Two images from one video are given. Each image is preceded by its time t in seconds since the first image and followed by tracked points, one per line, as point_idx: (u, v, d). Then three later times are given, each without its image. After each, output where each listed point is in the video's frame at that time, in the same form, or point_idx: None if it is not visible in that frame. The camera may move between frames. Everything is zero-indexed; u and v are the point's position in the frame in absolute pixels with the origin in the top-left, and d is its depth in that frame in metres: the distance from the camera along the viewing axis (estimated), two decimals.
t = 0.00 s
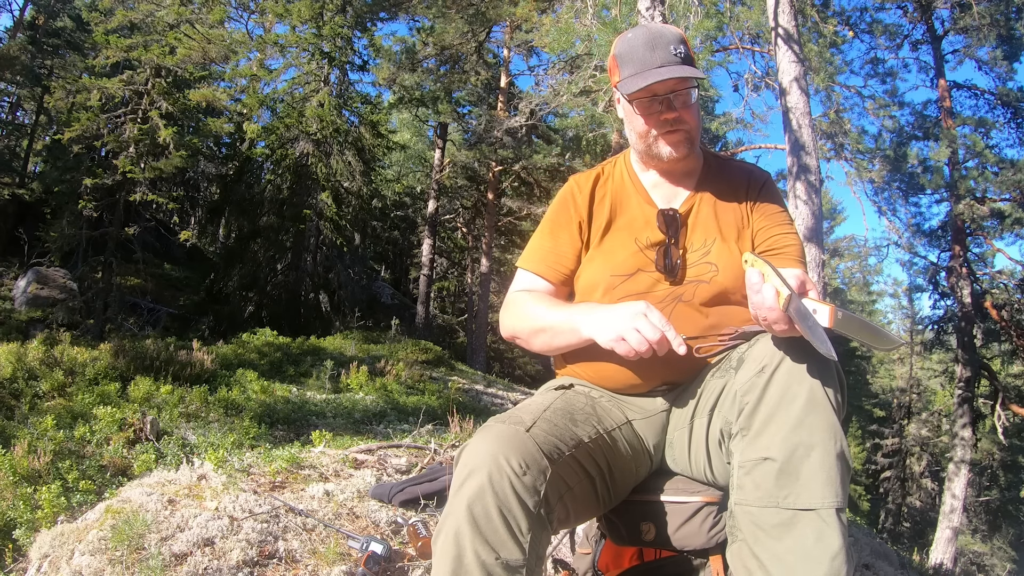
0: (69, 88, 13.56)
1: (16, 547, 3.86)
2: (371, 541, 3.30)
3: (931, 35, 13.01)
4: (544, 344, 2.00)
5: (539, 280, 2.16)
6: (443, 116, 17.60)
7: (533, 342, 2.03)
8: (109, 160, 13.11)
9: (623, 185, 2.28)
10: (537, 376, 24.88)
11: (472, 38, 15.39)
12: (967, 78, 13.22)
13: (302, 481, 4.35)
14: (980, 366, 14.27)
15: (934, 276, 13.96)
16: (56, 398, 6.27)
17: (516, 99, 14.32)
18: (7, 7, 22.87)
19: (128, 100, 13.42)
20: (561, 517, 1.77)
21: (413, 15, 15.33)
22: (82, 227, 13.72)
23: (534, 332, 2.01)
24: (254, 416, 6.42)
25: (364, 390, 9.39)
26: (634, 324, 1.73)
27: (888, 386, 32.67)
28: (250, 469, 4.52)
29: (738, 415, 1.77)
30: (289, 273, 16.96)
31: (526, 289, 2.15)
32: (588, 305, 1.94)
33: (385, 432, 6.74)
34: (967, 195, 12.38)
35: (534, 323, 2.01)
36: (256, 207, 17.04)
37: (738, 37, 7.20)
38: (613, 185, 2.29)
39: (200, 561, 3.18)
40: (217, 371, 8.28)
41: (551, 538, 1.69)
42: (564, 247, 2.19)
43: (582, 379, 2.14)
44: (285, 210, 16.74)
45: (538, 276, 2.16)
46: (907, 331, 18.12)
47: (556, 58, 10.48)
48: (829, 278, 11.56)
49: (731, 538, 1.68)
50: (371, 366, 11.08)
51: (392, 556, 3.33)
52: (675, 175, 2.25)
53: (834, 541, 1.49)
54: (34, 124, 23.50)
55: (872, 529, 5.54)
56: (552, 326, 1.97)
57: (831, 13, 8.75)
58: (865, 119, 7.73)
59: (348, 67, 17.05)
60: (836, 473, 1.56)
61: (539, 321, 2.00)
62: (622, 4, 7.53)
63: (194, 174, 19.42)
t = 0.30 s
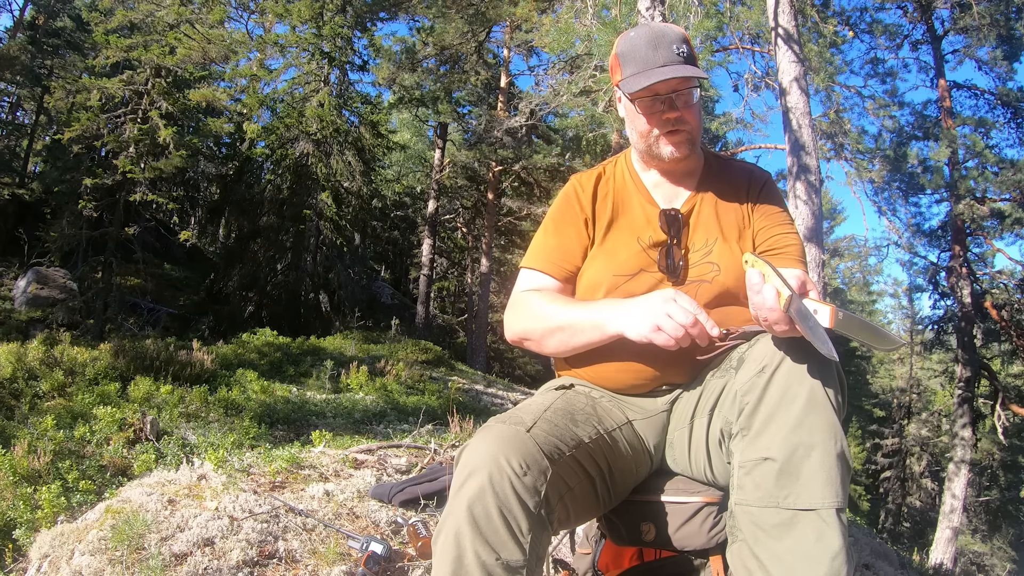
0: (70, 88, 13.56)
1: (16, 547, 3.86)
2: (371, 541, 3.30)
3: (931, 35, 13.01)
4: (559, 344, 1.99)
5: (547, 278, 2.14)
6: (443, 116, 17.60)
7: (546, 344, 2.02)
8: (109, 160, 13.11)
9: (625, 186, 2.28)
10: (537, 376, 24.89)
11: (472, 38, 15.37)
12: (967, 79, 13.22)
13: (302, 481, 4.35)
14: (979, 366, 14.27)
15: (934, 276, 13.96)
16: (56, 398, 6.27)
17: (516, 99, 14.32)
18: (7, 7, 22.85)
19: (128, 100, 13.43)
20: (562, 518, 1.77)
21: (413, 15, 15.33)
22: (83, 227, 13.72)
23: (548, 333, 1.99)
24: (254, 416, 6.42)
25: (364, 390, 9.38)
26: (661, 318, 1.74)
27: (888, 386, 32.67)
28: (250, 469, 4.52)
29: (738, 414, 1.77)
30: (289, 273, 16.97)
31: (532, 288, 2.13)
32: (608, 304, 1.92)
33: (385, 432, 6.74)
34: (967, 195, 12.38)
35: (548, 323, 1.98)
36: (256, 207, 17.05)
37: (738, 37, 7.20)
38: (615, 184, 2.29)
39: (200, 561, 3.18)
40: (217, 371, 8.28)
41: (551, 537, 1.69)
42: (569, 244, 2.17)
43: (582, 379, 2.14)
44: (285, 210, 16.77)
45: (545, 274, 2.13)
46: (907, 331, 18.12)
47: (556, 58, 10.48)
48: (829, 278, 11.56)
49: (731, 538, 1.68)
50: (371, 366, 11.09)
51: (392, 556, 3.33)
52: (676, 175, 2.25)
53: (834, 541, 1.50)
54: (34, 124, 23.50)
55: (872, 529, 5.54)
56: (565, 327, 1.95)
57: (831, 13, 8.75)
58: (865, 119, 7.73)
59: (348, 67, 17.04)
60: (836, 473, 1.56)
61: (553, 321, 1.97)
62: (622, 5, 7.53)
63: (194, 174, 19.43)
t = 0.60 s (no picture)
0: (69, 88, 13.54)
1: (16, 547, 3.86)
2: (371, 541, 3.30)
3: (931, 35, 13.01)
4: (578, 354, 1.95)
5: (555, 278, 2.10)
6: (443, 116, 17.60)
7: (561, 351, 1.98)
8: (109, 160, 13.12)
9: (625, 185, 2.28)
10: (537, 376, 24.87)
11: (472, 38, 15.36)
12: (967, 79, 13.22)
13: (302, 481, 4.35)
14: (979, 366, 14.27)
15: (934, 276, 13.96)
16: (56, 398, 6.27)
17: (516, 99, 14.31)
18: (7, 7, 22.85)
19: (128, 100, 13.42)
20: (562, 518, 1.77)
21: (413, 15, 15.32)
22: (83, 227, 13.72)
23: (566, 341, 1.95)
24: (254, 416, 6.41)
25: (364, 390, 9.38)
26: (688, 339, 1.71)
27: (888, 386, 32.66)
28: (250, 469, 4.52)
29: (737, 414, 1.77)
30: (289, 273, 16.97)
31: (541, 290, 2.09)
32: (631, 315, 1.89)
33: (385, 432, 6.74)
34: (967, 195, 12.38)
35: (566, 332, 1.94)
36: (256, 207, 17.06)
37: (738, 37, 7.20)
38: (616, 183, 2.28)
39: (200, 561, 3.18)
40: (217, 371, 8.28)
41: (551, 537, 1.69)
42: (573, 241, 2.14)
43: (583, 379, 2.14)
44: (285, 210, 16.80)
45: (554, 273, 2.09)
46: (907, 331, 18.12)
47: (556, 58, 10.48)
48: (830, 278, 11.55)
49: (730, 538, 1.68)
50: (371, 366, 11.09)
51: (392, 556, 3.33)
52: (676, 175, 2.25)
53: (833, 540, 1.49)
54: (34, 124, 23.52)
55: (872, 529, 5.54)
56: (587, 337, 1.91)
57: (830, 13, 8.75)
58: (865, 119, 7.73)
59: (348, 67, 17.04)
60: (835, 473, 1.56)
61: (573, 331, 1.93)
62: (622, 4, 7.52)
63: (194, 174, 19.44)
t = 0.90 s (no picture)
0: (69, 88, 13.53)
1: (16, 547, 3.86)
2: (371, 542, 3.30)
3: (931, 35, 13.01)
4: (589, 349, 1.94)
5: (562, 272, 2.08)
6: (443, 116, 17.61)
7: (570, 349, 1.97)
8: (109, 160, 13.12)
9: (626, 183, 2.28)
10: (537, 376, 24.86)
11: (472, 38, 15.35)
12: (967, 78, 13.22)
13: (302, 481, 4.35)
14: (980, 366, 14.26)
15: (934, 276, 13.95)
16: (56, 398, 6.27)
17: (516, 99, 14.31)
18: (7, 7, 22.85)
19: (128, 100, 13.43)
20: (561, 518, 1.77)
21: (413, 15, 15.33)
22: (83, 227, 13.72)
23: (577, 337, 1.94)
24: (254, 416, 6.42)
25: (364, 390, 9.38)
26: (705, 334, 1.72)
27: (888, 386, 32.64)
28: (250, 469, 4.52)
29: (737, 414, 1.77)
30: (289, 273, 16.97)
31: (547, 286, 2.07)
32: (643, 311, 1.89)
33: (385, 432, 6.74)
34: (967, 195, 12.38)
35: (576, 328, 1.93)
36: (256, 207, 17.07)
37: (738, 37, 7.21)
38: (618, 181, 2.29)
39: (200, 561, 3.18)
40: (217, 370, 8.28)
41: (551, 537, 1.69)
42: (576, 236, 2.14)
43: (583, 380, 2.14)
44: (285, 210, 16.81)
45: (557, 266, 2.08)
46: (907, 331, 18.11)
47: (556, 58, 10.48)
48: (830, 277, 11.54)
49: (730, 538, 1.68)
50: (371, 366, 11.09)
51: (392, 556, 3.33)
52: (675, 176, 2.25)
53: (833, 541, 1.50)
54: (34, 124, 23.52)
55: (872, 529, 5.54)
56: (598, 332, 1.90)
57: (831, 13, 8.75)
58: (865, 119, 7.74)
59: (348, 67, 17.04)
60: (835, 473, 1.56)
61: (582, 327, 1.92)
62: (622, 4, 7.53)
63: (195, 174, 19.44)
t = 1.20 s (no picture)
0: (70, 88, 13.53)
1: (16, 547, 3.86)
2: (371, 542, 3.30)
3: (931, 35, 13.02)
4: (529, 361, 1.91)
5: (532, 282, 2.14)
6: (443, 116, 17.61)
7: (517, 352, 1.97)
8: (109, 160, 13.12)
9: (626, 184, 2.25)
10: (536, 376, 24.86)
11: (472, 38, 15.35)
12: (967, 78, 13.22)
13: (302, 481, 4.35)
14: (979, 366, 14.26)
15: (933, 276, 13.95)
16: (56, 398, 6.27)
17: (516, 100, 14.32)
18: (7, 7, 22.85)
19: (128, 100, 13.42)
20: (558, 517, 1.77)
21: (413, 15, 15.32)
22: (83, 227, 13.73)
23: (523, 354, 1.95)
24: (254, 416, 6.42)
25: (364, 390, 9.38)
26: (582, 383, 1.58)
27: (888, 386, 32.63)
28: (250, 469, 4.52)
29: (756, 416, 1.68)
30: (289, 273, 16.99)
31: (519, 294, 2.13)
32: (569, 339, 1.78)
33: (385, 432, 6.75)
34: (967, 195, 12.38)
35: (521, 345, 1.94)
36: (256, 207, 17.08)
37: (738, 38, 7.21)
38: (613, 182, 2.26)
39: (200, 561, 3.18)
40: (217, 370, 8.28)
41: (548, 536, 1.69)
42: (562, 247, 2.16)
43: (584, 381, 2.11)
44: (285, 210, 16.83)
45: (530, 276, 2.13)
46: (907, 331, 18.12)
47: (556, 58, 10.48)
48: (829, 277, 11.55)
49: (740, 537, 1.63)
50: (371, 366, 11.09)
51: (392, 556, 3.33)
52: (676, 177, 2.24)
53: (842, 550, 1.44)
54: (34, 124, 23.50)
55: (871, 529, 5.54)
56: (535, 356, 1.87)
57: (830, 13, 8.75)
58: (865, 119, 7.75)
59: (348, 67, 17.03)
60: (850, 481, 1.49)
61: (526, 347, 1.92)
62: (622, 4, 7.53)
63: (194, 174, 19.44)
